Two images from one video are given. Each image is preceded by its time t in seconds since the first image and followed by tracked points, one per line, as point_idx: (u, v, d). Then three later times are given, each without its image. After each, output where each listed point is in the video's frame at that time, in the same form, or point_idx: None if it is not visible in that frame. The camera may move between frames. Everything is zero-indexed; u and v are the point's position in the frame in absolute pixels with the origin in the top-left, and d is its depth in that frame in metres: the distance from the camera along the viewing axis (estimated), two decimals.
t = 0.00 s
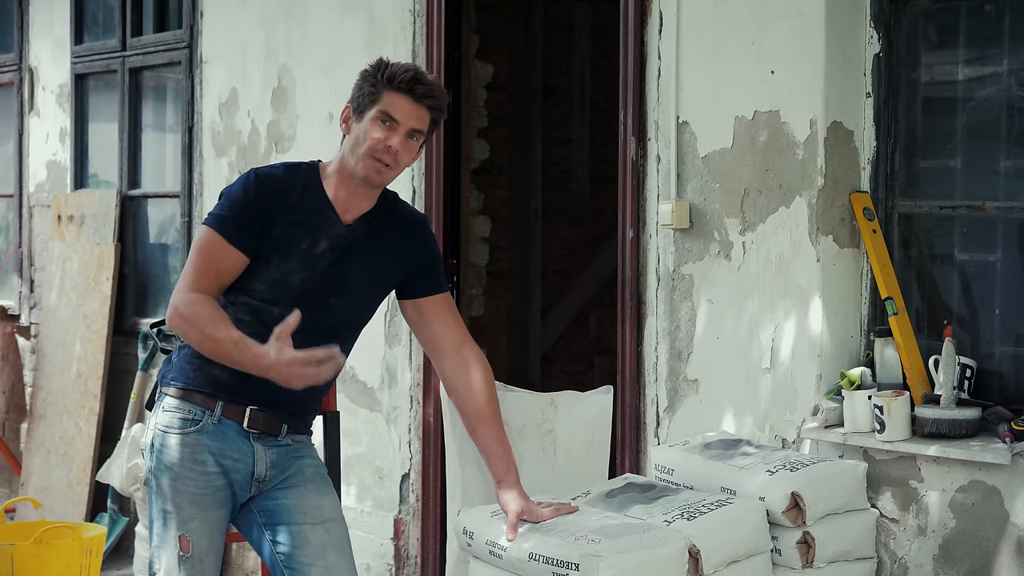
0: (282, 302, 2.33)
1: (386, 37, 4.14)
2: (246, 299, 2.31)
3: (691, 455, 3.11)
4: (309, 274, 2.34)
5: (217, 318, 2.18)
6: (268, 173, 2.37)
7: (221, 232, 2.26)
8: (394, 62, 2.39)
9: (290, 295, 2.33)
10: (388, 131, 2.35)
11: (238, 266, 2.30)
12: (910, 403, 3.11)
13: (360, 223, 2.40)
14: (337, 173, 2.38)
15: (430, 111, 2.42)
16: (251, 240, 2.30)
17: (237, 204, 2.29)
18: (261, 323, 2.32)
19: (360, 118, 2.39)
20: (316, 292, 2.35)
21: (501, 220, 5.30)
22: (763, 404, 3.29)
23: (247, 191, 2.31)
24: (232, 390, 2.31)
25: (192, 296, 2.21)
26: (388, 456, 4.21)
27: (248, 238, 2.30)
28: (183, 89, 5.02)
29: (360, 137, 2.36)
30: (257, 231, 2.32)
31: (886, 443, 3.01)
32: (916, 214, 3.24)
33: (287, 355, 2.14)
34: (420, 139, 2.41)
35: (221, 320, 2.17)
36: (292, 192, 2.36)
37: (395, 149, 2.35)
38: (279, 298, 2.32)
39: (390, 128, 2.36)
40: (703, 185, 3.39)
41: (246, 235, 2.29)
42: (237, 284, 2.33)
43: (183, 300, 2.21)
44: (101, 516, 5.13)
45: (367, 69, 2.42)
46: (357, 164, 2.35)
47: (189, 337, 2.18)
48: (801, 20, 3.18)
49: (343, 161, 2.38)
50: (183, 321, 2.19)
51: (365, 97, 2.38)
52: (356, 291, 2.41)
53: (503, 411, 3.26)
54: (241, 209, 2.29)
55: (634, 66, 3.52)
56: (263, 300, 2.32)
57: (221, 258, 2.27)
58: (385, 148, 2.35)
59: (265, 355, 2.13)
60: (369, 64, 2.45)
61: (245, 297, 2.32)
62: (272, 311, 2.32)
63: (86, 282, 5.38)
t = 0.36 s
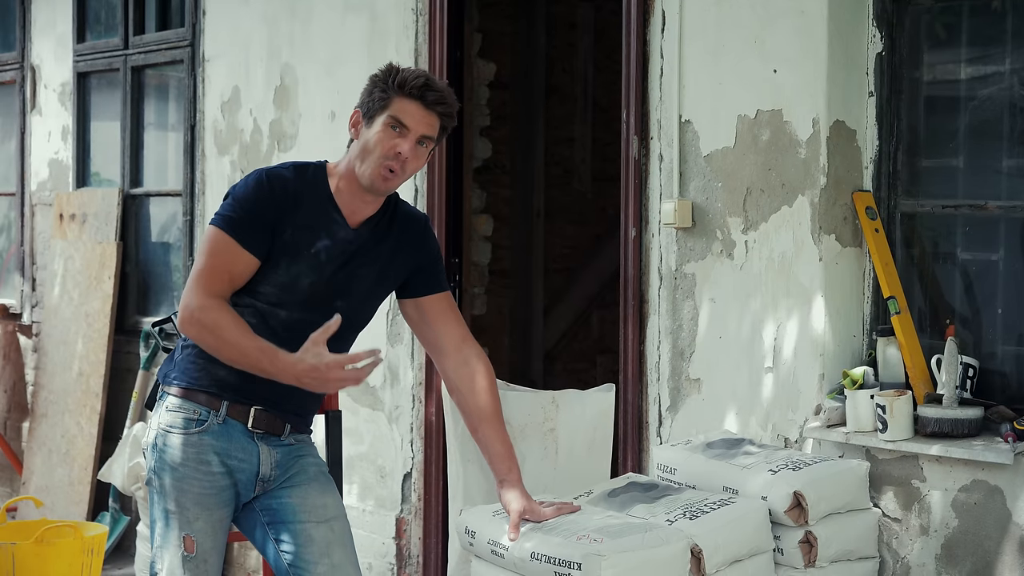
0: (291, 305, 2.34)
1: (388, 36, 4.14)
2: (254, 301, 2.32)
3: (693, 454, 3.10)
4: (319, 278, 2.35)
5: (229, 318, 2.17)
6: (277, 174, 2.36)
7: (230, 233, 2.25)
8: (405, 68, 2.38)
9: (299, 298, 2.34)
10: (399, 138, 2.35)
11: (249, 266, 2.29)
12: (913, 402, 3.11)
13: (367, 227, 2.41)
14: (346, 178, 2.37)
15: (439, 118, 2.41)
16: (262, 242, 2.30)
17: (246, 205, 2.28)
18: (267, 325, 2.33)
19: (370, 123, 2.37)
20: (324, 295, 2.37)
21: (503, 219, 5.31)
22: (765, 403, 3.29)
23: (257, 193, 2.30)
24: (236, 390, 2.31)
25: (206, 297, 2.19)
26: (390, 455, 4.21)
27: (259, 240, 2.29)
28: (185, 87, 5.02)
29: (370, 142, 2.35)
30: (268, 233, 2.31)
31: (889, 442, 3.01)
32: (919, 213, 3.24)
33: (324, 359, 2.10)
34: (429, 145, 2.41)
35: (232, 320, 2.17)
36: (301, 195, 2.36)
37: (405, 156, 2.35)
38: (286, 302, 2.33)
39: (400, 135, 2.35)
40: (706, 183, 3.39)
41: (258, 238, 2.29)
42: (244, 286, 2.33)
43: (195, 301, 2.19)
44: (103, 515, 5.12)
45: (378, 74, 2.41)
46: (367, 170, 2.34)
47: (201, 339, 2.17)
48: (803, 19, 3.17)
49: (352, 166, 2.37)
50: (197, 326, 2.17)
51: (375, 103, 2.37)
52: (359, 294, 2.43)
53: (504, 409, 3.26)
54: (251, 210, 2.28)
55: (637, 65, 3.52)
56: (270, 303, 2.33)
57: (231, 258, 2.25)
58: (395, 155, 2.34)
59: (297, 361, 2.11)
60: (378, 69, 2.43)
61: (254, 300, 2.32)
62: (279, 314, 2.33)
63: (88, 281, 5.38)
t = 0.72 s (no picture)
0: (292, 306, 2.34)
1: (388, 38, 4.14)
2: (254, 303, 2.32)
3: (693, 458, 3.10)
4: (318, 279, 2.35)
5: (230, 324, 2.19)
6: (272, 177, 2.36)
7: (230, 237, 2.26)
8: (386, 60, 2.40)
9: (299, 299, 2.34)
10: (386, 128, 2.35)
11: (250, 269, 2.29)
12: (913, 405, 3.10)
13: (365, 226, 2.41)
14: (340, 176, 2.37)
15: (425, 107, 2.41)
16: (261, 242, 2.30)
17: (242, 208, 2.28)
18: (268, 327, 2.32)
19: (357, 118, 2.38)
20: (323, 295, 2.37)
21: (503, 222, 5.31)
22: (766, 407, 3.29)
23: (252, 195, 2.30)
24: (238, 394, 2.30)
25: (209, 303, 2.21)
26: (390, 458, 4.20)
27: (257, 242, 2.29)
28: (186, 89, 5.02)
29: (358, 136, 2.36)
30: (265, 234, 2.31)
31: (889, 446, 3.00)
32: (920, 216, 3.24)
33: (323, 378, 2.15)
34: (418, 135, 2.41)
35: (234, 326, 2.19)
36: (297, 196, 2.36)
37: (393, 145, 2.35)
38: (287, 303, 2.33)
39: (387, 126, 2.36)
40: (706, 187, 3.39)
41: (256, 238, 2.29)
42: (244, 289, 2.32)
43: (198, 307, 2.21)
44: (103, 518, 5.12)
45: (360, 71, 2.43)
46: (357, 163, 2.34)
47: (204, 346, 2.19)
48: (804, 22, 3.17)
49: (343, 163, 2.37)
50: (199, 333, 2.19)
51: (360, 97, 2.38)
52: (359, 294, 2.42)
53: (505, 412, 3.27)
54: (249, 214, 2.28)
55: (638, 68, 3.52)
56: (270, 304, 2.32)
57: (232, 263, 2.26)
58: (383, 145, 2.34)
59: (297, 377, 2.16)
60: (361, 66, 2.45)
61: (254, 303, 2.32)
62: (279, 315, 2.32)
63: (88, 283, 5.38)
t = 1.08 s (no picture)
0: (297, 312, 2.34)
1: (387, 40, 4.14)
2: (259, 308, 2.31)
3: (693, 459, 3.10)
4: (323, 284, 2.34)
5: (239, 333, 2.18)
6: (277, 180, 2.34)
7: (236, 241, 2.24)
8: (393, 65, 2.38)
9: (305, 304, 2.34)
10: (391, 135, 2.34)
11: (257, 272, 2.28)
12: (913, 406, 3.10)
13: (368, 231, 2.40)
14: (344, 181, 2.36)
15: (431, 113, 2.40)
16: (268, 248, 2.29)
17: (249, 212, 2.26)
18: (273, 332, 2.32)
19: (362, 123, 2.37)
20: (328, 300, 2.37)
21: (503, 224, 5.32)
22: (766, 408, 3.29)
23: (259, 199, 2.28)
24: (240, 397, 2.30)
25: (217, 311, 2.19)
26: (390, 460, 4.20)
27: (265, 246, 2.28)
28: (185, 91, 5.01)
29: (363, 143, 2.35)
30: (273, 239, 2.30)
31: (889, 447, 3.00)
32: (920, 217, 3.24)
33: (339, 399, 2.20)
34: (423, 141, 2.39)
35: (242, 336, 2.18)
36: (303, 201, 2.35)
37: (398, 153, 2.34)
38: (292, 309, 2.33)
39: (392, 133, 2.35)
40: (706, 188, 3.39)
41: (263, 244, 2.27)
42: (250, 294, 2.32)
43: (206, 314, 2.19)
44: (102, 521, 5.12)
45: (367, 74, 2.41)
46: (362, 169, 2.34)
47: (211, 354, 2.17)
48: (803, 23, 3.17)
49: (347, 167, 2.36)
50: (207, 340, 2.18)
51: (366, 103, 2.37)
52: (363, 299, 2.42)
53: (504, 414, 3.25)
54: (255, 217, 2.27)
55: (637, 69, 3.52)
56: (276, 309, 2.32)
57: (237, 268, 2.24)
58: (388, 153, 2.34)
59: (312, 394, 2.19)
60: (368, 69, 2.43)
61: (259, 307, 2.32)
62: (285, 321, 2.33)
63: (87, 285, 5.38)
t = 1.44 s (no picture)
0: (291, 320, 2.34)
1: (381, 46, 4.15)
2: (253, 316, 2.31)
3: (687, 466, 3.10)
4: (317, 292, 2.35)
5: (234, 341, 2.17)
6: (271, 187, 2.34)
7: (230, 249, 2.24)
8: (386, 73, 2.37)
9: (299, 312, 2.34)
10: (383, 144, 2.33)
11: (252, 280, 2.28)
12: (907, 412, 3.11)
13: (362, 239, 2.40)
14: (337, 189, 2.36)
15: (424, 121, 2.39)
16: (262, 256, 2.29)
17: (243, 220, 2.26)
18: (267, 340, 2.32)
19: (354, 132, 2.36)
20: (323, 308, 2.37)
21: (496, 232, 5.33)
22: (760, 414, 3.29)
23: (253, 207, 2.28)
24: (235, 405, 2.30)
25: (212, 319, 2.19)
26: (385, 468, 4.20)
27: (259, 254, 2.28)
28: (178, 99, 5.01)
29: (355, 151, 2.34)
30: (267, 247, 2.30)
31: (882, 452, 3.01)
32: (913, 223, 3.24)
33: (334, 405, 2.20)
34: (416, 149, 2.38)
35: (237, 343, 2.18)
36: (298, 209, 2.35)
37: (390, 161, 2.33)
38: (287, 317, 2.33)
39: (384, 141, 2.34)
40: (699, 194, 3.39)
41: (257, 252, 2.28)
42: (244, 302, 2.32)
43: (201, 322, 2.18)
44: (96, 530, 5.11)
45: (360, 82, 2.40)
46: (354, 178, 2.33)
47: (207, 362, 2.17)
48: (796, 29, 3.18)
49: (340, 176, 2.36)
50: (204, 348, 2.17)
51: (358, 111, 2.36)
52: (357, 306, 2.42)
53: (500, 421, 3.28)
54: (249, 225, 2.26)
55: (630, 76, 3.53)
56: (270, 318, 2.32)
57: (232, 275, 2.24)
58: (380, 161, 2.32)
59: (307, 401, 2.19)
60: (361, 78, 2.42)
61: (253, 316, 2.32)
62: (279, 329, 2.33)
63: (81, 293, 5.37)
